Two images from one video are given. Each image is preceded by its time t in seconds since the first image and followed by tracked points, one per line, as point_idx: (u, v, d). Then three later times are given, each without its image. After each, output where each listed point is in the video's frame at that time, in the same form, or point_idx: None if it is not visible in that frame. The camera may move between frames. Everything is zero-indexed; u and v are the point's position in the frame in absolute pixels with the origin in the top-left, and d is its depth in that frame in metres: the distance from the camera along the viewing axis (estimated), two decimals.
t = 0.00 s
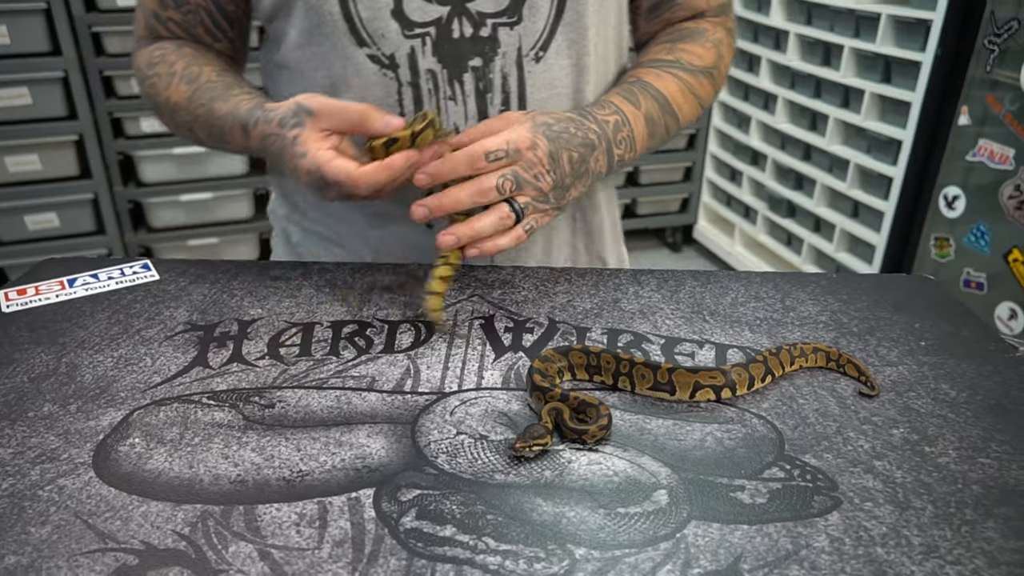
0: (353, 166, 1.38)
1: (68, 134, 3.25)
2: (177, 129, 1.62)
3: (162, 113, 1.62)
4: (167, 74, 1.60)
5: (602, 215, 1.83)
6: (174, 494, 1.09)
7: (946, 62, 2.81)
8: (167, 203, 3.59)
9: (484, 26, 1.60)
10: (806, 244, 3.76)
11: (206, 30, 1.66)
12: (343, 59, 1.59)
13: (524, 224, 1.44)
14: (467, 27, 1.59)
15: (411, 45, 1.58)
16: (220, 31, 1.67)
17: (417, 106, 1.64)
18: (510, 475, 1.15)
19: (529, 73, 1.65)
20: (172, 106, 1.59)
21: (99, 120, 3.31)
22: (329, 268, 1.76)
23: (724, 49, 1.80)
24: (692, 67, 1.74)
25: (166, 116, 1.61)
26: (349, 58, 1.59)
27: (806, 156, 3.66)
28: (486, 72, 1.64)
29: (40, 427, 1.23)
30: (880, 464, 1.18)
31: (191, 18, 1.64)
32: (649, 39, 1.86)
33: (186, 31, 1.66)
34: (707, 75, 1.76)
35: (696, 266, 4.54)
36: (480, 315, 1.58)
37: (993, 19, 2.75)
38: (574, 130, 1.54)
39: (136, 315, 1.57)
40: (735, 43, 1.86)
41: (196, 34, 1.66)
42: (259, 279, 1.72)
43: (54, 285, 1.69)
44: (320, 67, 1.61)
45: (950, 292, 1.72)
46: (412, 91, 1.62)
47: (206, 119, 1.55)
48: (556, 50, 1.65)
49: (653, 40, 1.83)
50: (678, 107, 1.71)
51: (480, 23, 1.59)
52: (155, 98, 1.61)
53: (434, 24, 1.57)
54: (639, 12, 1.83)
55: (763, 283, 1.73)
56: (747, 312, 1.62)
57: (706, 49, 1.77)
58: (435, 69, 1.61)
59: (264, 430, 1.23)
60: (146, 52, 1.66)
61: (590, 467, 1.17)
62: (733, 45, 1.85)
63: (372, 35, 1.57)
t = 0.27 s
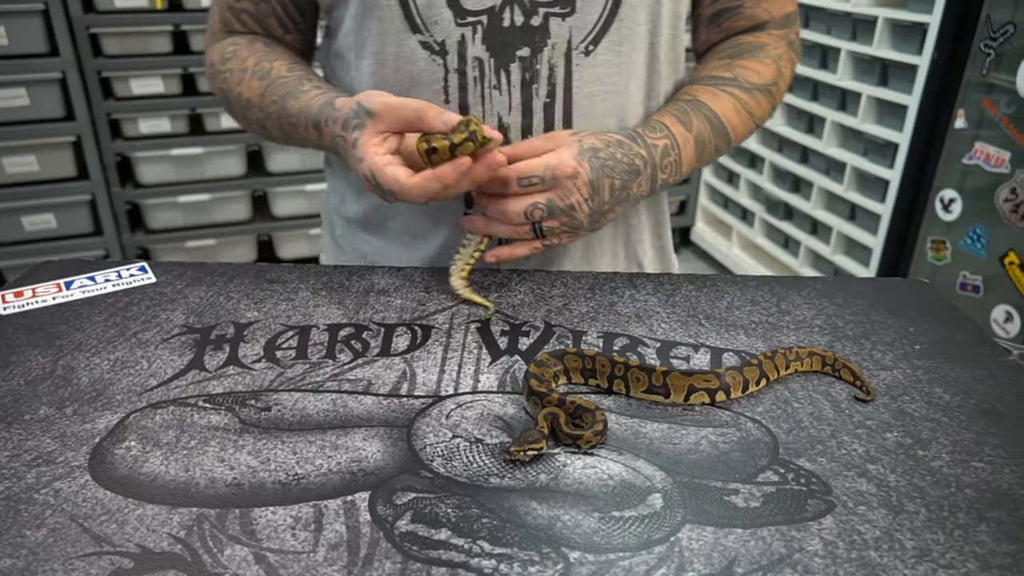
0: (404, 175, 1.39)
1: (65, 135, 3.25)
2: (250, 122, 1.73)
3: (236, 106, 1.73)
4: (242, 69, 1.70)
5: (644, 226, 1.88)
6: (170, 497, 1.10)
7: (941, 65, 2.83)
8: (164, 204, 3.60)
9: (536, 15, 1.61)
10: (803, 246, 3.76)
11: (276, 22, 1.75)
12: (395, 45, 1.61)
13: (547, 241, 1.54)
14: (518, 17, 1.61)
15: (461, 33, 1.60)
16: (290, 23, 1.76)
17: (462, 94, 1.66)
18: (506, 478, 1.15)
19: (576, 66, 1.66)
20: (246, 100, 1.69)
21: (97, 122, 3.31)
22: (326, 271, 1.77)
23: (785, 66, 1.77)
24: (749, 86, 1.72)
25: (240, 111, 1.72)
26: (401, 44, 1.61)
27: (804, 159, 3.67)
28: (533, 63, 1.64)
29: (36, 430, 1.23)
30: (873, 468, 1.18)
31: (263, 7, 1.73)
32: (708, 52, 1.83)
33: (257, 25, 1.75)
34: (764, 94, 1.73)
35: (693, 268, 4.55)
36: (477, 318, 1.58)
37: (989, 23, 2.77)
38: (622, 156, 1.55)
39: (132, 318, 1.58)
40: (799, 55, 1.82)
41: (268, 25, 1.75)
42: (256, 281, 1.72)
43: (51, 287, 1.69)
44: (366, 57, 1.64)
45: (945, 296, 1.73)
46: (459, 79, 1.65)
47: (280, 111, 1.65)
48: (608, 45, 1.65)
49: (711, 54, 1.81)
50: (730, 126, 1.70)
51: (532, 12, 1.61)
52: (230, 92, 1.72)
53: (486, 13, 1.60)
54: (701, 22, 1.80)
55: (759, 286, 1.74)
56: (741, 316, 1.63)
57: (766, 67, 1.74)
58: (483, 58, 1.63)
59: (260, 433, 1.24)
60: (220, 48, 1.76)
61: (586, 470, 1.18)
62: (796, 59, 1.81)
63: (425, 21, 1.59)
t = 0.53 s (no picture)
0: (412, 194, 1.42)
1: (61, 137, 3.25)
2: (290, 108, 1.83)
3: (281, 93, 1.83)
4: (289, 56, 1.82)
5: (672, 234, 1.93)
6: (164, 499, 1.10)
7: (935, 68, 2.84)
8: (161, 206, 3.59)
9: (566, 17, 1.62)
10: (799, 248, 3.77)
11: (329, 13, 1.86)
12: (426, 37, 1.64)
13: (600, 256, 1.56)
14: (547, 18, 1.62)
15: (491, 31, 1.63)
16: (342, 15, 1.86)
17: (486, 90, 1.67)
18: (501, 480, 1.15)
19: (602, 72, 1.65)
20: (287, 85, 1.80)
21: (93, 124, 3.31)
22: (322, 272, 1.77)
23: (832, 86, 1.77)
24: (798, 107, 1.73)
25: (282, 96, 1.82)
26: (432, 37, 1.64)
27: (799, 161, 3.67)
28: (558, 65, 1.65)
29: (31, 432, 1.23)
30: (867, 469, 1.19)
31: None
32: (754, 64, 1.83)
33: (313, 16, 1.87)
34: (812, 116, 1.75)
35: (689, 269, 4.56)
36: (472, 320, 1.59)
37: (984, 26, 2.79)
38: (681, 185, 1.55)
39: (128, 319, 1.57)
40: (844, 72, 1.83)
41: (321, 16, 1.86)
42: (252, 283, 1.73)
43: (46, 289, 1.69)
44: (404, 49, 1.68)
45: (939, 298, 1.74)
46: (485, 75, 1.66)
47: (310, 98, 1.74)
48: (635, 55, 1.64)
49: (760, 67, 1.80)
50: (777, 148, 1.72)
51: (561, 14, 1.62)
52: (276, 77, 1.84)
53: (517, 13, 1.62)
54: (745, 36, 1.79)
55: (755, 288, 1.74)
56: (736, 317, 1.64)
57: (815, 88, 1.74)
58: (509, 56, 1.64)
59: (255, 435, 1.24)
60: (277, 36, 1.90)
61: (581, 472, 1.18)
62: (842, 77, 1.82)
63: (459, 17, 1.62)
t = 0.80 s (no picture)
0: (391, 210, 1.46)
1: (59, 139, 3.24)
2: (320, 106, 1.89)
3: (315, 90, 1.89)
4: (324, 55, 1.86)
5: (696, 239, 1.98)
6: (165, 503, 1.10)
7: (932, 72, 2.86)
8: (158, 208, 3.59)
9: (578, 23, 1.62)
10: (796, 250, 3.78)
11: (368, 8, 1.87)
12: (449, 37, 1.69)
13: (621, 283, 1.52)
14: (561, 24, 1.62)
15: (507, 34, 1.66)
16: (381, 11, 1.87)
17: (498, 91, 1.69)
18: (501, 482, 1.15)
19: (610, 81, 1.65)
20: (318, 84, 1.86)
21: (90, 126, 3.31)
22: (321, 275, 1.78)
23: (876, 105, 1.71)
24: (832, 127, 1.67)
25: (314, 93, 1.89)
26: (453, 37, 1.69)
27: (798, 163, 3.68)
28: (567, 71, 1.65)
29: (31, 435, 1.23)
30: (866, 472, 1.19)
31: None
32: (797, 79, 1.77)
33: (352, 12, 1.89)
34: (850, 136, 1.68)
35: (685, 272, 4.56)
36: (472, 323, 1.59)
37: (981, 28, 2.79)
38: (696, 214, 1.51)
39: (127, 322, 1.57)
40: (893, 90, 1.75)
41: (360, 11, 1.89)
42: (251, 286, 1.73)
43: (45, 292, 1.69)
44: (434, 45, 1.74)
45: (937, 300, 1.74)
46: (496, 76, 1.68)
47: (335, 103, 1.79)
48: (645, 65, 1.64)
49: (801, 83, 1.75)
50: (807, 168, 1.67)
51: (574, 20, 1.62)
52: (311, 75, 1.90)
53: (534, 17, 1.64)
54: (786, 51, 1.75)
55: (753, 291, 1.75)
56: (735, 320, 1.64)
57: (856, 107, 1.67)
58: (521, 59, 1.66)
59: (255, 438, 1.24)
60: (320, 31, 1.95)
61: (581, 475, 1.18)
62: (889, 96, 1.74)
63: (479, 17, 1.66)
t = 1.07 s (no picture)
0: (373, 226, 1.46)
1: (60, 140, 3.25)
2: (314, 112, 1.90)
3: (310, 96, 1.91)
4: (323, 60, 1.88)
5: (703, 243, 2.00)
6: (169, 504, 1.10)
7: (932, 75, 2.90)
8: (158, 209, 3.59)
9: (577, 24, 1.63)
10: (797, 252, 3.79)
11: (373, 10, 1.90)
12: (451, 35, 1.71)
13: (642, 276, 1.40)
14: (560, 23, 1.63)
15: (507, 33, 1.67)
16: (385, 13, 1.89)
17: (497, 90, 1.69)
18: (506, 484, 1.16)
19: (608, 81, 1.65)
20: (314, 90, 1.87)
21: (91, 126, 3.30)
22: (324, 276, 1.78)
23: (887, 105, 1.69)
24: (843, 120, 1.64)
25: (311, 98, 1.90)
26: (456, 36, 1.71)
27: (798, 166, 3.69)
28: (566, 71, 1.66)
29: (35, 436, 1.23)
30: (870, 474, 1.19)
31: None
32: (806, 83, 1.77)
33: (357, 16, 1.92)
34: (861, 132, 1.65)
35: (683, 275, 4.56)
36: (475, 325, 1.59)
37: (981, 32, 2.79)
38: (707, 187, 1.45)
39: (130, 323, 1.57)
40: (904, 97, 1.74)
41: (366, 14, 1.91)
42: (255, 287, 1.73)
43: (48, 293, 1.69)
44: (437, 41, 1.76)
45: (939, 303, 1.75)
46: (496, 75, 1.69)
47: (324, 112, 1.79)
48: (644, 66, 1.64)
49: (810, 84, 1.74)
50: (819, 160, 1.62)
51: (573, 21, 1.63)
52: (310, 80, 1.92)
53: (534, 16, 1.65)
54: (796, 54, 1.76)
55: (756, 294, 1.75)
56: (738, 322, 1.64)
57: (866, 104, 1.65)
58: (520, 59, 1.67)
59: (259, 440, 1.24)
60: (324, 35, 1.97)
61: (585, 477, 1.19)
62: (899, 100, 1.73)
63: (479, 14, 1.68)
